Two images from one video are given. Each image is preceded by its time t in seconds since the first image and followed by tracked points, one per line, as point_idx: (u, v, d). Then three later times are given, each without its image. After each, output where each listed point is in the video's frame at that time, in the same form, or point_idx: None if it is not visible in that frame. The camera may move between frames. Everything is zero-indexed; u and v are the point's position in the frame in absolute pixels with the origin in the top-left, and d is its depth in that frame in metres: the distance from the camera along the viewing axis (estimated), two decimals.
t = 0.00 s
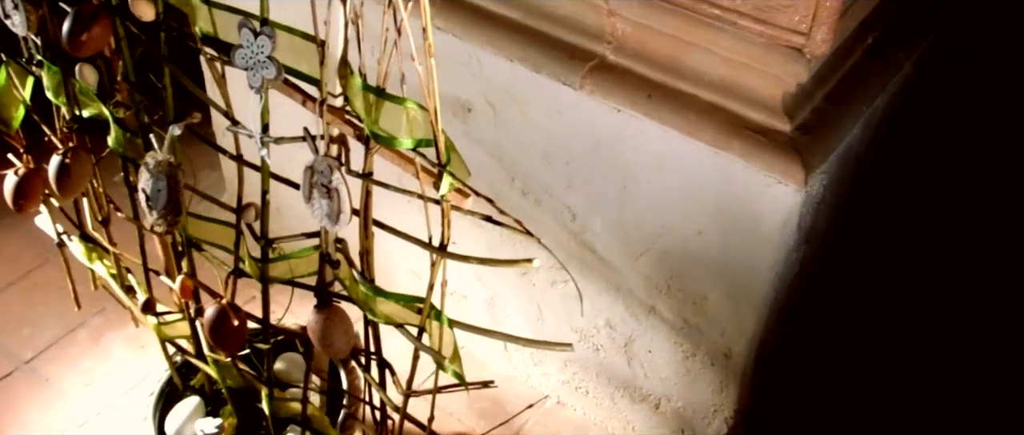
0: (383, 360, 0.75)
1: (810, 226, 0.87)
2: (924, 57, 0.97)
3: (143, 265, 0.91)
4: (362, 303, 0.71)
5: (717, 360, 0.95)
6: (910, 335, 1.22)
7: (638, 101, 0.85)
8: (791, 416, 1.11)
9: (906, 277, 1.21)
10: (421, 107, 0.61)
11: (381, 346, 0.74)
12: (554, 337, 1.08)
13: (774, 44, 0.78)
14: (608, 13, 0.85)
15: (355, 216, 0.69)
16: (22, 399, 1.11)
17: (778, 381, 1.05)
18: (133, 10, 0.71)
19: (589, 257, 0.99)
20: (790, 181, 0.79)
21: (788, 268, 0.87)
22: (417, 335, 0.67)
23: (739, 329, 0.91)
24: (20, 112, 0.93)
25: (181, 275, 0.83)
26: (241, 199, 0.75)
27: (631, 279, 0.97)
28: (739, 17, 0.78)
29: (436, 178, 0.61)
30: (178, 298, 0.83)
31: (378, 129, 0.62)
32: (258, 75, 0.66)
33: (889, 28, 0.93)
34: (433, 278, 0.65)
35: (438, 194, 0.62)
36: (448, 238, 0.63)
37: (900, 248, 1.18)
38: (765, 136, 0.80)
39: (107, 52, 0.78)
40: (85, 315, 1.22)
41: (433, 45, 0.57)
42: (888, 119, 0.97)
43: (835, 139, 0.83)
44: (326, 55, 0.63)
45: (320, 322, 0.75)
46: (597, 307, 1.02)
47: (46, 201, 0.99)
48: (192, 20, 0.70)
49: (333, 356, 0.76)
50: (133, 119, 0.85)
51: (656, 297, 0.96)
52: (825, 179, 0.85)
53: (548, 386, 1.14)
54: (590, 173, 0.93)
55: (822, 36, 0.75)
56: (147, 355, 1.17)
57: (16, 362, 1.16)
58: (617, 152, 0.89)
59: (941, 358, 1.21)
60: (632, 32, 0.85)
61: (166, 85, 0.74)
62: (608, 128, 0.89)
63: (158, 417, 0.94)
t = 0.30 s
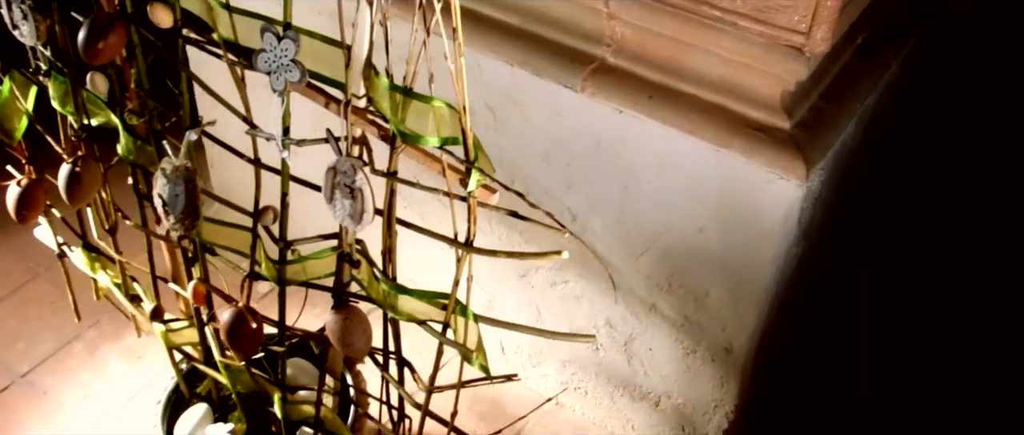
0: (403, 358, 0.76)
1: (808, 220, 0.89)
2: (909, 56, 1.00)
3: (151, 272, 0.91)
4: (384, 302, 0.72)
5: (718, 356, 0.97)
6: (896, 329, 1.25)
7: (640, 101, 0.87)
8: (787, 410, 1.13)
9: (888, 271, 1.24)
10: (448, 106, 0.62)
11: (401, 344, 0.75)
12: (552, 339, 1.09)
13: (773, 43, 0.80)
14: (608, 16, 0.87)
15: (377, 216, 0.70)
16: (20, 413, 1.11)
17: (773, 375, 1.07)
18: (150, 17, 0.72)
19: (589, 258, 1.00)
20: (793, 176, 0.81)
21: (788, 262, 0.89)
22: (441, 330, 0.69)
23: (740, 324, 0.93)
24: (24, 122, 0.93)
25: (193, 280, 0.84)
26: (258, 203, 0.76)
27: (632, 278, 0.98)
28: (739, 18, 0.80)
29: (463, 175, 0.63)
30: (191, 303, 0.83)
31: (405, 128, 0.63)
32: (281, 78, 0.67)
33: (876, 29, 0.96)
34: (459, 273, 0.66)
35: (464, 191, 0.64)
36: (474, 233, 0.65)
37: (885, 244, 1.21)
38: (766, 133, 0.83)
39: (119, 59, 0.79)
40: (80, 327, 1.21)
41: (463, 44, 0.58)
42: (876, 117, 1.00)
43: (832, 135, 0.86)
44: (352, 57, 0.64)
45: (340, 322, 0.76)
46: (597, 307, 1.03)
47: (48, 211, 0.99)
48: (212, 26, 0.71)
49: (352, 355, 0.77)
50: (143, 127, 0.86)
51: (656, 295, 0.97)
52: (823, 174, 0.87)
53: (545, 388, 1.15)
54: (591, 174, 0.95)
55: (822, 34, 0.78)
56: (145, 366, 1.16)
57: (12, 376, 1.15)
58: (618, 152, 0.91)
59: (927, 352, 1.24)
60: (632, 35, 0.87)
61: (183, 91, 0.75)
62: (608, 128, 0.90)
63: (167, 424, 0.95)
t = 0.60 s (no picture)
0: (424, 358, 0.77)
1: (809, 216, 0.91)
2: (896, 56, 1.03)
3: (161, 282, 0.91)
4: (406, 301, 0.73)
5: (722, 353, 0.98)
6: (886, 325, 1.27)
7: (644, 102, 0.88)
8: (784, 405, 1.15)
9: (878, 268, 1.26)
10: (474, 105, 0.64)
11: (423, 344, 0.76)
12: (553, 341, 1.10)
13: (775, 43, 0.82)
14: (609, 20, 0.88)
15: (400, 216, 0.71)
16: (20, 428, 1.10)
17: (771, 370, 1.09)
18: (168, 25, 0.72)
19: (592, 259, 1.01)
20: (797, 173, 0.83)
21: (790, 257, 0.91)
22: (468, 328, 0.70)
23: (743, 320, 0.95)
24: (27, 134, 0.93)
25: (208, 287, 0.84)
26: (276, 208, 0.77)
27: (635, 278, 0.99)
28: (740, 19, 0.82)
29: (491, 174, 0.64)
30: (207, 310, 0.84)
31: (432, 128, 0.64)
32: (305, 82, 0.68)
33: (866, 29, 0.98)
34: (486, 270, 0.67)
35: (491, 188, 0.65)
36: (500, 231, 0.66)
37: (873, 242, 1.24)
38: (768, 131, 0.85)
39: (131, 69, 0.79)
40: (77, 342, 1.21)
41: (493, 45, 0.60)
42: (867, 115, 1.03)
43: (831, 132, 0.88)
44: (378, 62, 0.65)
45: (361, 324, 0.77)
46: (599, 307, 1.04)
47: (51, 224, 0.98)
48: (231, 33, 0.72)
49: (373, 357, 0.78)
50: (153, 136, 0.86)
51: (659, 293, 0.99)
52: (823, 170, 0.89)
53: (546, 390, 1.16)
54: (593, 176, 0.96)
55: (823, 33, 0.80)
56: (144, 379, 1.16)
57: (11, 392, 1.14)
58: (621, 153, 0.92)
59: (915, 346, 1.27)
60: (632, 38, 0.89)
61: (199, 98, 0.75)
62: (610, 130, 0.91)
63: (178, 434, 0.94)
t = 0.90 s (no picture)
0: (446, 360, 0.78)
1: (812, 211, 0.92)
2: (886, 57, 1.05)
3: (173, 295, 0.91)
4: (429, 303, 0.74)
5: (728, 350, 0.99)
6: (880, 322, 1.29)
7: (650, 104, 0.89)
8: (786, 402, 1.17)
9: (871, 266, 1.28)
10: (501, 105, 0.65)
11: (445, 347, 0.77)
12: (559, 345, 1.11)
13: (778, 43, 0.84)
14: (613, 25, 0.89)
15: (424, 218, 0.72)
16: None
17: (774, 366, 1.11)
18: (184, 35, 0.73)
19: (598, 261, 1.01)
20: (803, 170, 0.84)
21: (796, 253, 0.92)
22: (494, 327, 0.71)
23: (750, 317, 0.96)
24: (33, 151, 0.93)
25: (223, 297, 0.85)
26: (295, 215, 0.77)
27: (641, 278, 1.00)
28: (744, 21, 0.83)
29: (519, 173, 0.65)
30: (223, 321, 0.84)
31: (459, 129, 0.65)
32: (328, 88, 0.68)
33: (859, 31, 1.01)
34: (512, 269, 0.68)
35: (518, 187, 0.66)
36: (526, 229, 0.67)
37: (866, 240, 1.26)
38: (774, 129, 0.86)
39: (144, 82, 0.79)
40: (76, 360, 1.19)
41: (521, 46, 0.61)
42: (861, 114, 1.05)
43: (833, 130, 0.89)
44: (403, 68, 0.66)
45: (382, 329, 0.77)
46: (605, 309, 1.05)
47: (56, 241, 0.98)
48: (251, 42, 0.72)
49: (395, 361, 0.79)
50: (165, 149, 0.87)
51: (665, 293, 0.99)
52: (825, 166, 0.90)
53: (552, 395, 1.17)
54: (598, 179, 0.96)
55: (827, 32, 0.81)
56: (149, 394, 1.14)
57: (11, 412, 1.12)
58: (627, 155, 0.93)
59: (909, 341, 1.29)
60: (637, 42, 0.89)
61: (218, 107, 0.75)
62: (615, 132, 0.92)
63: None
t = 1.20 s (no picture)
0: (470, 364, 0.78)
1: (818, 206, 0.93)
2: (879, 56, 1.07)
3: (185, 310, 0.91)
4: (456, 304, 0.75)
5: (737, 347, 1.01)
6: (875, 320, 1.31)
7: (658, 106, 0.90)
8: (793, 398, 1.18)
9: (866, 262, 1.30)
10: (526, 107, 0.65)
11: (469, 351, 0.77)
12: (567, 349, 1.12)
13: (782, 42, 0.85)
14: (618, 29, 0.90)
15: (448, 223, 0.72)
16: None
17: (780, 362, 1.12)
18: (203, 48, 0.73)
19: (606, 263, 1.02)
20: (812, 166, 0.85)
21: (803, 247, 0.93)
22: (521, 329, 0.71)
23: (759, 313, 0.97)
24: (39, 170, 0.92)
25: (240, 310, 0.85)
26: (315, 223, 0.77)
27: (650, 279, 1.01)
28: (750, 21, 0.85)
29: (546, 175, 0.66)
30: (240, 334, 0.84)
31: (484, 133, 0.65)
32: (351, 96, 0.69)
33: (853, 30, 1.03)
34: (539, 270, 0.69)
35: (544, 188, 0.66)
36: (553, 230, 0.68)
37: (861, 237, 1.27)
38: (781, 127, 0.87)
39: (157, 97, 0.79)
40: (78, 382, 1.17)
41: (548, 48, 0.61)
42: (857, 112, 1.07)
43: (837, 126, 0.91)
44: (426, 74, 0.66)
45: (405, 336, 0.77)
46: (614, 310, 1.06)
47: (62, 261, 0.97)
48: (270, 52, 0.72)
49: (419, 367, 0.79)
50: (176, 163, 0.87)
51: (674, 292, 1.01)
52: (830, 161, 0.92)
53: (560, 399, 1.18)
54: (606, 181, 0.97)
55: (832, 30, 0.82)
56: (155, 413, 1.13)
57: None
58: (635, 156, 0.94)
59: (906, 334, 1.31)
60: (642, 45, 0.91)
61: (236, 118, 0.75)
62: (623, 134, 0.93)
63: None
